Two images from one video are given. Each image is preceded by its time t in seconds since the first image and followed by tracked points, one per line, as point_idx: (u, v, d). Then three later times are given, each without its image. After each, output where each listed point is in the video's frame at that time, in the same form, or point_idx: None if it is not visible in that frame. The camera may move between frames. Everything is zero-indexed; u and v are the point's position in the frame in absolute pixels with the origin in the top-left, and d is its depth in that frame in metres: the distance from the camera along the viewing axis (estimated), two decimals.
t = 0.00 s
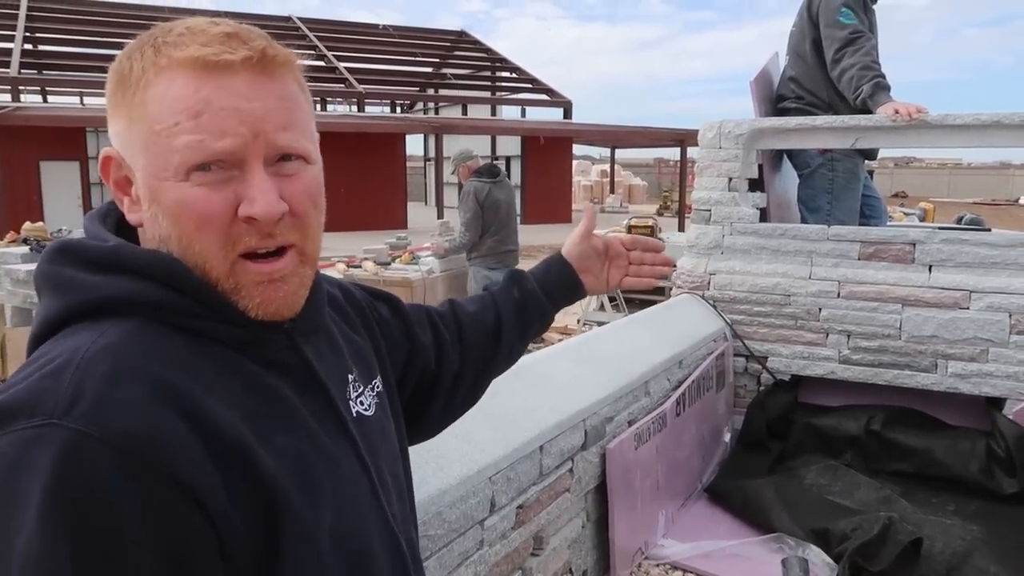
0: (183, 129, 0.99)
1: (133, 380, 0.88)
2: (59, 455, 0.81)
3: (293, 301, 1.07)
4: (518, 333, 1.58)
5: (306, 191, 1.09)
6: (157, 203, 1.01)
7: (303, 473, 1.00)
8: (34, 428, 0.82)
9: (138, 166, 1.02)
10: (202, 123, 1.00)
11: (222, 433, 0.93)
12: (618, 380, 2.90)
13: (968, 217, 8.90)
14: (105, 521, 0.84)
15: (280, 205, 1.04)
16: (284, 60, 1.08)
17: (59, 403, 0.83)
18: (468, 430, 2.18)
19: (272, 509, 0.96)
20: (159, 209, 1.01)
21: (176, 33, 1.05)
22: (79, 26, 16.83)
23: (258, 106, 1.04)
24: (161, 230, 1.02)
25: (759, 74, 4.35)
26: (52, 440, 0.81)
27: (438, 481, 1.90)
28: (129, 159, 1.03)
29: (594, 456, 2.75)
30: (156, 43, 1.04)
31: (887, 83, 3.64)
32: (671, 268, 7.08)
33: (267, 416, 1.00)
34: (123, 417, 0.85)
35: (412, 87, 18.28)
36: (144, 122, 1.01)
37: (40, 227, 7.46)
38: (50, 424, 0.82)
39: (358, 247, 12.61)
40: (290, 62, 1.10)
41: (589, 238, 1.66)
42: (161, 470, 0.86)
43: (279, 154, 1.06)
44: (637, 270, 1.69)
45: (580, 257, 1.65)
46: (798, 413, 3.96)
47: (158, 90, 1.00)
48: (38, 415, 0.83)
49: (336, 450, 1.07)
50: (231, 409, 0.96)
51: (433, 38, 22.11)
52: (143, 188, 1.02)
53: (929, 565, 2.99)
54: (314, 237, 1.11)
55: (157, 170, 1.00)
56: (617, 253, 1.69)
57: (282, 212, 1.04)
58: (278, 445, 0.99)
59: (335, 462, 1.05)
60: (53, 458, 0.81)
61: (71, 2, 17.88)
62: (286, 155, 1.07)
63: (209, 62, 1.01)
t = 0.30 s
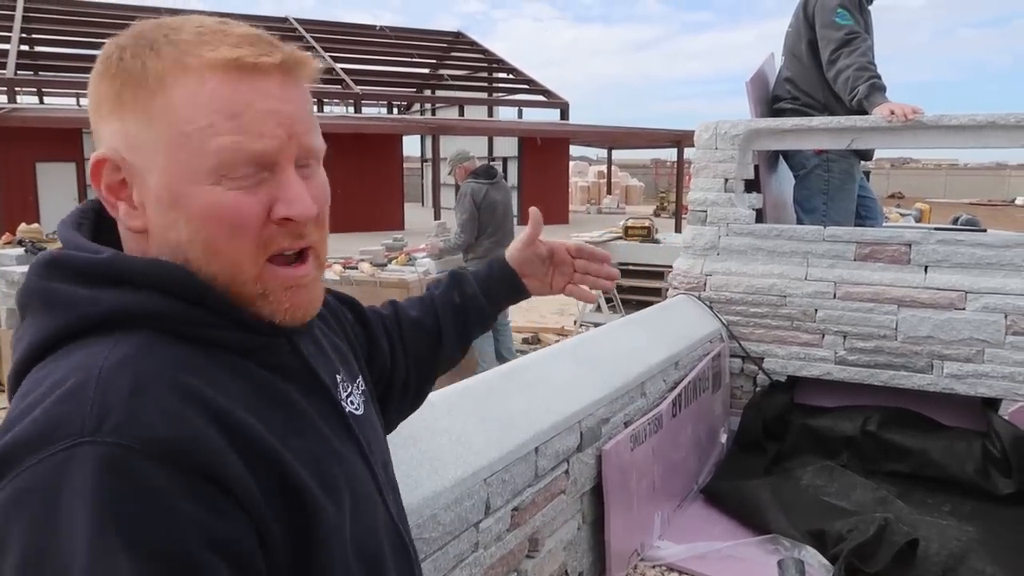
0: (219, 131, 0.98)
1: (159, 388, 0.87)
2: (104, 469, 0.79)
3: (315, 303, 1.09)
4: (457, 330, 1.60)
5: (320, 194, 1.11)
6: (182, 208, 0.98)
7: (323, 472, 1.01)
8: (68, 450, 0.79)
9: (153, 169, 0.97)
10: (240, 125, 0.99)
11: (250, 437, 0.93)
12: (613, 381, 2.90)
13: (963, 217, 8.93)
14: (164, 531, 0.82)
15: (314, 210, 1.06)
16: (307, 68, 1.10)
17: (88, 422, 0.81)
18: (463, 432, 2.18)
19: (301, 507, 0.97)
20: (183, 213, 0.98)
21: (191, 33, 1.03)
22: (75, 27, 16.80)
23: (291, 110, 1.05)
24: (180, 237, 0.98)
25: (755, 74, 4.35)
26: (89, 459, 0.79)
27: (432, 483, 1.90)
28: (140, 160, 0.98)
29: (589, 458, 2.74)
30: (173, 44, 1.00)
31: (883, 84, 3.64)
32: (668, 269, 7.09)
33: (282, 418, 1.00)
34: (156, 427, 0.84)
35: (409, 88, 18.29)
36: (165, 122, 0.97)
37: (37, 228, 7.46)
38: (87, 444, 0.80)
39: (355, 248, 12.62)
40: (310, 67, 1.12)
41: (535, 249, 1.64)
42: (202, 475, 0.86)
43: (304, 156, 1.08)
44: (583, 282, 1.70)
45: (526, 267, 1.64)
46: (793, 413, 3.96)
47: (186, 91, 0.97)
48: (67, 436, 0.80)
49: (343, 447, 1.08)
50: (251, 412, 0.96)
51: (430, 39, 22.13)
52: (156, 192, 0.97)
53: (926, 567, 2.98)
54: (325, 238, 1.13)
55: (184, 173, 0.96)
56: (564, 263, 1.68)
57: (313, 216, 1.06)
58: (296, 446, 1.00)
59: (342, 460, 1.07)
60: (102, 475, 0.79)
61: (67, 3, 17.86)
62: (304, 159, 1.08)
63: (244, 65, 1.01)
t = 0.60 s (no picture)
0: (320, 148, 1.00)
1: (247, 393, 0.87)
2: (265, 469, 0.80)
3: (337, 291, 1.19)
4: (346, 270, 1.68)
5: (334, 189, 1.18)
6: (280, 226, 0.98)
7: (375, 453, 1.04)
8: (212, 472, 0.79)
9: (251, 187, 0.95)
10: (328, 140, 1.02)
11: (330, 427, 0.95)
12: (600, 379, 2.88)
13: (954, 217, 8.96)
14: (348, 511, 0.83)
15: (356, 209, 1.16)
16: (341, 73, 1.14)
17: (210, 443, 0.81)
18: (454, 433, 2.17)
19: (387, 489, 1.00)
20: (281, 230, 0.99)
21: (258, 48, 0.98)
22: (63, 26, 16.68)
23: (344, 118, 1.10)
24: (271, 251, 0.99)
25: (746, 74, 4.36)
26: (241, 465, 0.79)
27: (422, 484, 1.89)
28: (234, 180, 0.94)
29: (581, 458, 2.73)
30: (251, 57, 0.96)
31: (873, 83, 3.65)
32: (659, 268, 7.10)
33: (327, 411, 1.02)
34: (271, 424, 0.84)
35: (401, 87, 18.26)
36: (270, 143, 0.95)
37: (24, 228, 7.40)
38: (225, 458, 0.80)
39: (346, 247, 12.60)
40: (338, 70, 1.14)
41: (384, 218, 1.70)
42: (338, 461, 0.87)
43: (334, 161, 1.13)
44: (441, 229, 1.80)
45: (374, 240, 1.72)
46: (784, 412, 3.98)
47: (286, 111, 0.97)
48: (198, 462, 0.79)
49: (371, 433, 1.11)
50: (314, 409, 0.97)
51: (422, 39, 22.11)
52: (250, 213, 0.96)
53: (915, 565, 2.99)
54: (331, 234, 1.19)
55: (285, 193, 0.97)
56: (409, 224, 1.76)
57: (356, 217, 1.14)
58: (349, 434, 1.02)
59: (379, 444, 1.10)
60: (268, 476, 0.79)
61: (55, 1, 17.74)
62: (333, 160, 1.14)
63: (324, 78, 1.03)
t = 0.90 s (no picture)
0: (285, 144, 0.98)
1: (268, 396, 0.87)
2: (294, 474, 0.80)
3: (337, 295, 1.17)
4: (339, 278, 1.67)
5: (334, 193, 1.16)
6: (238, 224, 0.97)
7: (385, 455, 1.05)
8: (240, 477, 0.79)
9: (203, 185, 0.95)
10: (300, 137, 1.00)
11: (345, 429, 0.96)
12: (599, 381, 2.89)
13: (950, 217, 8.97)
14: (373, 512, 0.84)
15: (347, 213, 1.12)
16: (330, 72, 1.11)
17: (236, 448, 0.81)
18: (450, 434, 2.17)
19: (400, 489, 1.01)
20: (241, 229, 0.98)
21: (220, 42, 0.98)
22: (60, 27, 16.66)
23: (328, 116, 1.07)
24: (233, 251, 0.99)
25: (742, 75, 4.37)
26: (268, 470, 0.80)
27: (419, 486, 1.89)
28: (184, 178, 0.94)
29: (578, 459, 2.74)
30: (208, 51, 0.96)
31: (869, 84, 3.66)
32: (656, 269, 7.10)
33: (341, 415, 1.02)
34: (294, 427, 0.84)
35: (398, 88, 18.27)
36: (222, 139, 0.94)
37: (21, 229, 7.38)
38: (252, 463, 0.80)
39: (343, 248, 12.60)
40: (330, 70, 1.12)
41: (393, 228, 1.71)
42: (363, 463, 0.89)
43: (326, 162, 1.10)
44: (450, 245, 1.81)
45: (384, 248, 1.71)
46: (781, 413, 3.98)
47: (244, 105, 0.95)
48: (225, 467, 0.80)
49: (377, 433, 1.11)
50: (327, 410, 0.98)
51: (419, 39, 22.11)
52: (206, 210, 0.96)
53: (912, 565, 3.00)
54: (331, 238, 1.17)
55: (239, 190, 0.96)
56: (416, 235, 1.76)
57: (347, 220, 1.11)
58: (360, 436, 1.03)
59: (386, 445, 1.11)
60: (296, 481, 0.80)
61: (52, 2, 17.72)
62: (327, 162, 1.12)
63: (293, 74, 1.00)
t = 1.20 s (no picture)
0: (223, 155, 0.92)
1: (259, 393, 0.88)
2: (281, 473, 0.81)
3: (322, 309, 1.11)
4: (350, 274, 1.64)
5: (320, 206, 1.10)
6: (178, 235, 0.94)
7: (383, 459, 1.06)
8: (231, 469, 0.79)
9: (145, 193, 0.93)
10: (243, 147, 0.94)
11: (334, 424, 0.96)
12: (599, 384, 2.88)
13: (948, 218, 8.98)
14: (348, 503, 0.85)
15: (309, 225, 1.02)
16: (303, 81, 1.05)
17: (227, 442, 0.81)
18: (447, 436, 2.17)
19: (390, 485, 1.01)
20: (184, 240, 0.94)
21: (175, 45, 0.96)
22: (58, 28, 16.63)
23: (296, 125, 1.00)
24: (179, 261, 0.95)
25: (739, 76, 4.37)
26: (256, 466, 0.80)
27: (417, 487, 1.89)
28: (129, 185, 0.94)
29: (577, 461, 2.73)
30: (157, 56, 0.94)
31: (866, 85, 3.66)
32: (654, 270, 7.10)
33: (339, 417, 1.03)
34: (285, 421, 0.85)
35: (396, 89, 18.27)
36: (157, 147, 0.91)
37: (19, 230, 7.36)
38: (243, 457, 0.80)
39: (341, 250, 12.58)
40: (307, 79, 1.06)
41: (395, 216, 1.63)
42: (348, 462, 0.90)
43: (302, 172, 1.04)
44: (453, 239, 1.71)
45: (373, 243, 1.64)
46: (780, 413, 3.98)
47: (179, 112, 0.91)
48: (215, 460, 0.79)
49: (373, 432, 1.13)
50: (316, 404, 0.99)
51: (417, 40, 22.11)
52: (150, 219, 0.94)
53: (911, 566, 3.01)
54: (318, 251, 1.11)
55: (175, 200, 0.93)
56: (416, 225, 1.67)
57: (315, 236, 1.04)
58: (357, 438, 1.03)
59: (377, 442, 1.11)
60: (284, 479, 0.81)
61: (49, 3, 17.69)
62: (306, 172, 1.06)
63: (242, 81, 0.94)
